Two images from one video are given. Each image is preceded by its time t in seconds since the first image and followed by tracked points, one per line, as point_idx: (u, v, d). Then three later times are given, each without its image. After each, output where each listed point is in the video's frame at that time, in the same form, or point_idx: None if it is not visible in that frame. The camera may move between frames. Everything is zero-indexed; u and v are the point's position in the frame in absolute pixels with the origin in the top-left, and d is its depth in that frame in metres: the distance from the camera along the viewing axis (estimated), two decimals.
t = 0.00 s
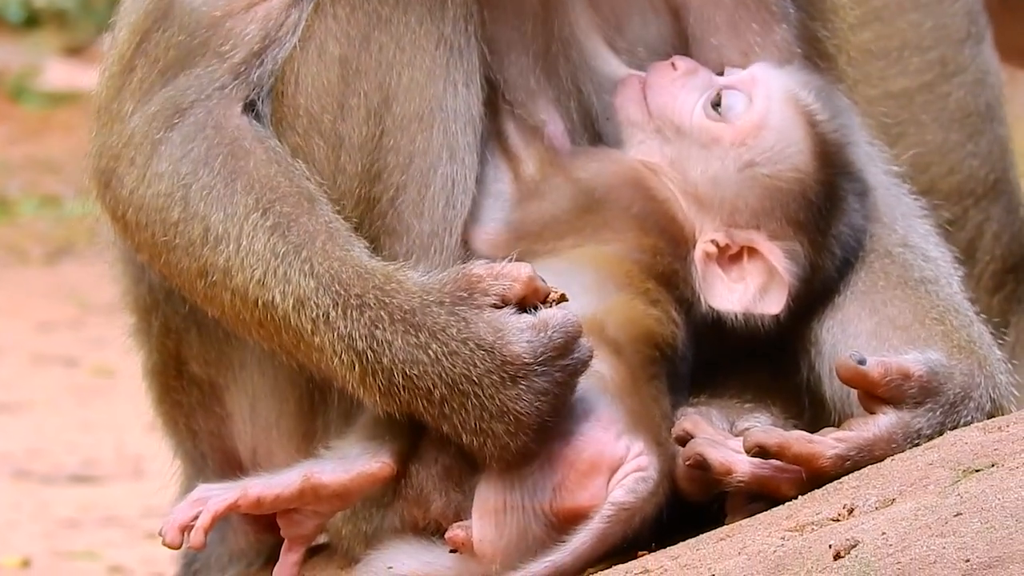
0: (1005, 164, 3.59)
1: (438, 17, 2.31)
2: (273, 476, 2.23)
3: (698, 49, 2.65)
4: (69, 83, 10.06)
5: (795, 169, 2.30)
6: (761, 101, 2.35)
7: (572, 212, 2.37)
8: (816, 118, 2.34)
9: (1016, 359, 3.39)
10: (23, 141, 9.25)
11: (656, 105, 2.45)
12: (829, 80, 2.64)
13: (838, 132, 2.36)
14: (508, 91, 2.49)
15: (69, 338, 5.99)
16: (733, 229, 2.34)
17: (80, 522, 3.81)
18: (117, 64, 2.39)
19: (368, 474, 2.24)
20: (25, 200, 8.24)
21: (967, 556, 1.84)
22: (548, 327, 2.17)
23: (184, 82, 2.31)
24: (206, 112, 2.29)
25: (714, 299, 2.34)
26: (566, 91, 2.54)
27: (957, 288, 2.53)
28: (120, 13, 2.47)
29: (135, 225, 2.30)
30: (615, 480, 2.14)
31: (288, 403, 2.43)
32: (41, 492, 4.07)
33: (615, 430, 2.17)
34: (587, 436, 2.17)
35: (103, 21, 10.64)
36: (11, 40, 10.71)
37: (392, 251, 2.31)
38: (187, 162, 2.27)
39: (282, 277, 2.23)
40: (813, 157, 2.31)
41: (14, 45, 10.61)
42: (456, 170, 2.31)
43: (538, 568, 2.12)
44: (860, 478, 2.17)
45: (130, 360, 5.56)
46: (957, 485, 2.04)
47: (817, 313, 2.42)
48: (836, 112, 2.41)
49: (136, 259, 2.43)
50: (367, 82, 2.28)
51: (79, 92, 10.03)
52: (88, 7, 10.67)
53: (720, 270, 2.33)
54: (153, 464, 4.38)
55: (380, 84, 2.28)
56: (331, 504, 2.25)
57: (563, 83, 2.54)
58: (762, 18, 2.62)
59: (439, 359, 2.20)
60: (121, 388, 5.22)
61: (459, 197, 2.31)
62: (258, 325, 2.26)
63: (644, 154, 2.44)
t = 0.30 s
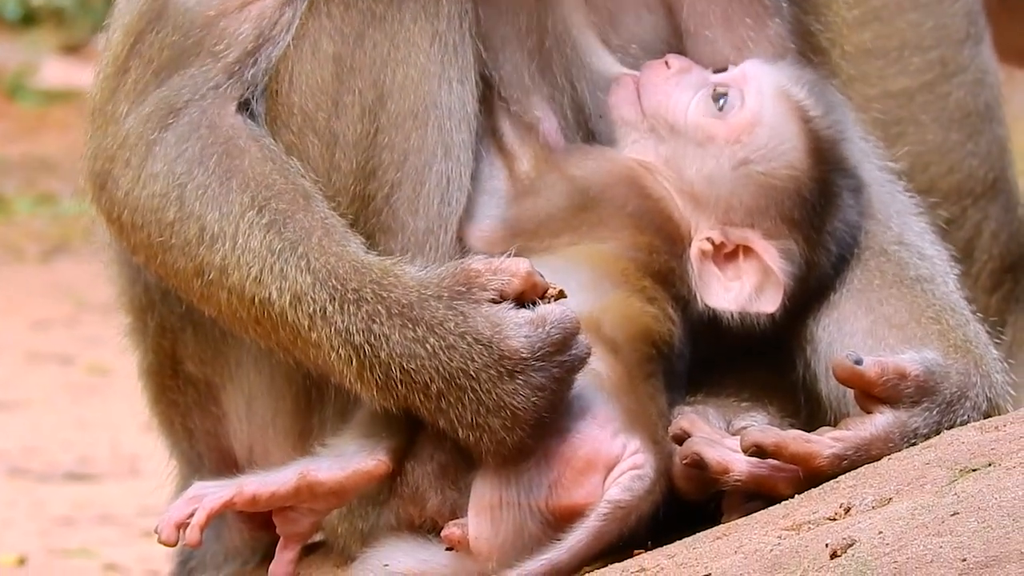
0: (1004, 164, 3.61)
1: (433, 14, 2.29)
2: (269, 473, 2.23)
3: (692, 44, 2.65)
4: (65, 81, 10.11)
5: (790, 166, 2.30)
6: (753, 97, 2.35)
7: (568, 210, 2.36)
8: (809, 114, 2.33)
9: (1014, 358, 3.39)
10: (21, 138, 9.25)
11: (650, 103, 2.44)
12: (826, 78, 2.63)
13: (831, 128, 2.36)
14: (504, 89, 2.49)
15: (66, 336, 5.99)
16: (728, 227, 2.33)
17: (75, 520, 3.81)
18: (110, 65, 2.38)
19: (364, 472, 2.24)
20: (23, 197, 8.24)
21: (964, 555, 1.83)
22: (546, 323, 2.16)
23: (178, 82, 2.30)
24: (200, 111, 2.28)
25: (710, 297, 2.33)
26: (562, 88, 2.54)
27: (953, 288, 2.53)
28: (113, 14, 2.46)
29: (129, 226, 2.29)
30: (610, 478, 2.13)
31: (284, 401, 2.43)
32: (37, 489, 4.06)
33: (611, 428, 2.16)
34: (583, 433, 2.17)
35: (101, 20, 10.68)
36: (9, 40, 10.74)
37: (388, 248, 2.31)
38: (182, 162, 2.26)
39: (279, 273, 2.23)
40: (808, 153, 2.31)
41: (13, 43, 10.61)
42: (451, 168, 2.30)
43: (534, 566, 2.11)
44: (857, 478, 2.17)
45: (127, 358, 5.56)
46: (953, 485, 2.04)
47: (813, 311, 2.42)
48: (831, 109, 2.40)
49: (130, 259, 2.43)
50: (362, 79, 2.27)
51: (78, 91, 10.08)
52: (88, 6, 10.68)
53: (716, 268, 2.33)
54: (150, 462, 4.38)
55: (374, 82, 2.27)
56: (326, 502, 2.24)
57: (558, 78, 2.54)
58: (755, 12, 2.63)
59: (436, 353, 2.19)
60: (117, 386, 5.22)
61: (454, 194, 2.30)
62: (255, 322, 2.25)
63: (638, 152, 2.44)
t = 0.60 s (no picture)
0: (1000, 162, 3.51)
1: (423, 11, 2.29)
2: (262, 471, 2.22)
3: (685, 41, 2.64)
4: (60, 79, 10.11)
5: (784, 162, 2.29)
6: (747, 92, 2.34)
7: (560, 207, 2.36)
8: (803, 110, 2.33)
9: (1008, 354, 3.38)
10: (16, 137, 9.24)
11: (643, 98, 2.43)
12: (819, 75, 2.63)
13: (824, 124, 2.36)
14: (494, 86, 2.49)
15: (61, 334, 5.99)
16: (720, 224, 2.33)
17: (69, 518, 3.81)
18: (101, 63, 2.37)
19: (357, 470, 2.23)
20: (18, 196, 8.24)
21: (957, 552, 1.82)
22: (538, 323, 2.16)
23: (169, 80, 2.29)
24: (191, 109, 2.27)
25: (702, 294, 2.32)
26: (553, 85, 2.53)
27: (947, 285, 2.52)
28: (104, 13, 2.45)
29: (121, 223, 2.28)
30: (604, 476, 2.13)
31: (277, 399, 2.42)
32: (31, 488, 4.06)
33: (604, 427, 2.16)
34: (577, 432, 2.16)
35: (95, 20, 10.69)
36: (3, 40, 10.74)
37: (380, 245, 2.30)
38: (174, 160, 2.25)
39: (270, 270, 2.22)
40: (801, 149, 2.31)
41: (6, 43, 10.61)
42: (443, 164, 2.30)
43: (528, 564, 2.10)
44: (850, 474, 2.17)
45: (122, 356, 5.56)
46: (947, 481, 2.04)
47: (806, 307, 2.41)
48: (823, 106, 2.40)
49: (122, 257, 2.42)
50: (353, 77, 2.27)
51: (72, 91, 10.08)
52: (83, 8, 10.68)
53: (708, 265, 2.32)
54: (144, 459, 4.37)
55: (365, 79, 2.27)
56: (319, 500, 2.24)
57: (550, 75, 2.53)
58: (747, 8, 2.63)
59: (428, 352, 2.19)
60: (112, 384, 5.22)
61: (445, 191, 2.31)
62: (247, 320, 2.25)
63: (631, 149, 2.43)
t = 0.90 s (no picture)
0: (992, 161, 3.46)
1: (419, 11, 2.29)
2: (256, 470, 2.21)
3: (683, 39, 2.65)
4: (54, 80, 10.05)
5: (780, 162, 2.30)
6: (745, 91, 2.34)
7: (556, 206, 2.36)
8: (800, 110, 2.34)
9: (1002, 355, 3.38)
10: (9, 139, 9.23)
11: (641, 96, 2.44)
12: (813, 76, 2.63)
13: (821, 124, 2.36)
14: (489, 85, 2.49)
15: (55, 335, 5.98)
16: (716, 222, 2.33)
17: (64, 517, 3.80)
18: (97, 60, 2.37)
19: (352, 469, 2.23)
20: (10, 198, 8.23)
21: (952, 550, 1.82)
22: (533, 325, 2.16)
23: (164, 78, 2.29)
24: (186, 108, 2.27)
25: (696, 292, 2.33)
26: (551, 84, 2.54)
27: (943, 283, 2.52)
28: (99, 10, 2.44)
29: (116, 221, 2.28)
30: (598, 476, 2.13)
31: (272, 398, 2.42)
32: (26, 487, 4.05)
33: (599, 427, 2.16)
34: (572, 432, 2.16)
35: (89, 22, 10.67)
36: None
37: (375, 244, 2.30)
38: (169, 158, 2.25)
39: (266, 269, 2.22)
40: (798, 149, 2.31)
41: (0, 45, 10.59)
42: (438, 164, 2.30)
43: (521, 563, 2.10)
44: (844, 472, 2.17)
45: (116, 356, 5.55)
46: (941, 479, 2.04)
47: (801, 307, 2.41)
48: (819, 105, 2.40)
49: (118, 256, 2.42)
50: (348, 75, 2.27)
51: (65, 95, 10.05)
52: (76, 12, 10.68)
53: (702, 263, 2.33)
54: (138, 459, 4.37)
55: (361, 77, 2.27)
56: (314, 498, 2.23)
57: (546, 75, 2.53)
58: (745, 7, 2.63)
59: (424, 353, 2.19)
60: (106, 384, 5.21)
61: (441, 190, 2.30)
62: (242, 319, 2.24)
63: (628, 146, 2.43)
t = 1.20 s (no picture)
0: (981, 162, 3.41)
1: (414, 9, 2.29)
2: (250, 470, 2.21)
3: (677, 40, 2.66)
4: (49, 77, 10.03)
5: (775, 162, 2.28)
6: (740, 92, 2.34)
7: (550, 205, 2.35)
8: (794, 110, 2.33)
9: (996, 354, 3.38)
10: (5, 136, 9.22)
11: (636, 95, 2.45)
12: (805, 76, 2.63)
13: (815, 124, 2.36)
14: (484, 85, 2.49)
15: (50, 334, 5.98)
16: (710, 222, 2.32)
17: (58, 516, 3.81)
18: (91, 60, 2.36)
19: (346, 469, 2.23)
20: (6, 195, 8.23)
21: (946, 550, 1.82)
22: (527, 325, 2.16)
23: (159, 77, 2.29)
24: (181, 108, 2.27)
25: (691, 291, 2.33)
26: (547, 85, 2.54)
27: (937, 284, 2.52)
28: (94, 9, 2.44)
29: (112, 221, 2.27)
30: (593, 477, 2.13)
31: (267, 397, 2.42)
32: (22, 487, 4.06)
33: (594, 428, 2.16)
34: (566, 433, 2.16)
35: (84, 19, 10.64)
36: None
37: (369, 244, 2.31)
38: (164, 157, 2.24)
39: (261, 269, 2.21)
40: (792, 149, 2.30)
41: None
42: (432, 163, 2.31)
43: (515, 564, 2.09)
44: (839, 472, 2.17)
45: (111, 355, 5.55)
46: (936, 480, 2.04)
47: (796, 307, 2.42)
48: (813, 105, 2.40)
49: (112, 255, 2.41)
50: (344, 74, 2.27)
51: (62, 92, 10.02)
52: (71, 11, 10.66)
53: (696, 263, 2.33)
54: (132, 458, 4.37)
55: (357, 76, 2.27)
56: (308, 499, 2.23)
57: (541, 75, 2.54)
58: (739, 7, 2.65)
59: (419, 353, 2.18)
60: (101, 383, 5.21)
61: (435, 189, 2.32)
62: (237, 319, 2.24)
63: (623, 144, 2.44)
